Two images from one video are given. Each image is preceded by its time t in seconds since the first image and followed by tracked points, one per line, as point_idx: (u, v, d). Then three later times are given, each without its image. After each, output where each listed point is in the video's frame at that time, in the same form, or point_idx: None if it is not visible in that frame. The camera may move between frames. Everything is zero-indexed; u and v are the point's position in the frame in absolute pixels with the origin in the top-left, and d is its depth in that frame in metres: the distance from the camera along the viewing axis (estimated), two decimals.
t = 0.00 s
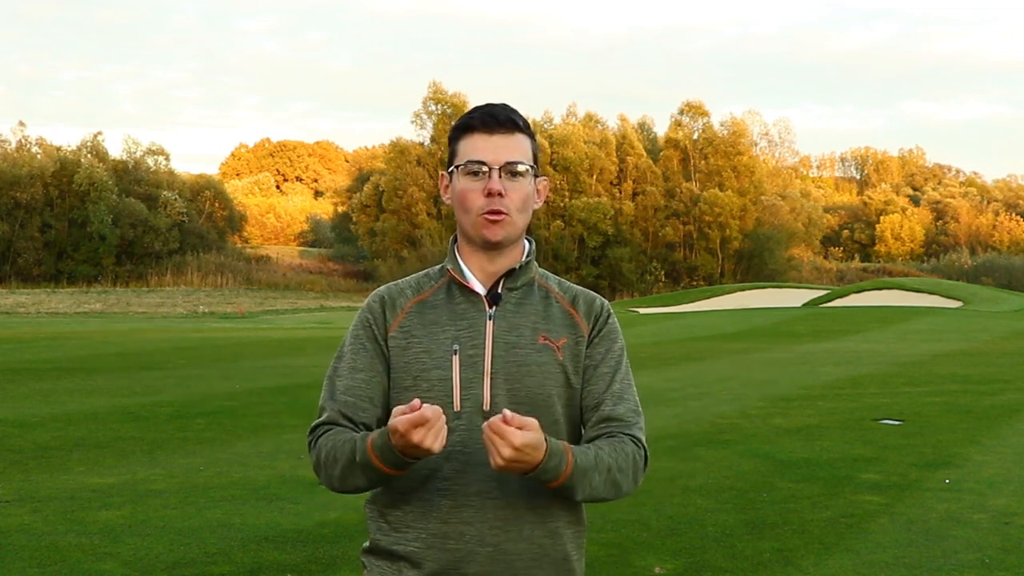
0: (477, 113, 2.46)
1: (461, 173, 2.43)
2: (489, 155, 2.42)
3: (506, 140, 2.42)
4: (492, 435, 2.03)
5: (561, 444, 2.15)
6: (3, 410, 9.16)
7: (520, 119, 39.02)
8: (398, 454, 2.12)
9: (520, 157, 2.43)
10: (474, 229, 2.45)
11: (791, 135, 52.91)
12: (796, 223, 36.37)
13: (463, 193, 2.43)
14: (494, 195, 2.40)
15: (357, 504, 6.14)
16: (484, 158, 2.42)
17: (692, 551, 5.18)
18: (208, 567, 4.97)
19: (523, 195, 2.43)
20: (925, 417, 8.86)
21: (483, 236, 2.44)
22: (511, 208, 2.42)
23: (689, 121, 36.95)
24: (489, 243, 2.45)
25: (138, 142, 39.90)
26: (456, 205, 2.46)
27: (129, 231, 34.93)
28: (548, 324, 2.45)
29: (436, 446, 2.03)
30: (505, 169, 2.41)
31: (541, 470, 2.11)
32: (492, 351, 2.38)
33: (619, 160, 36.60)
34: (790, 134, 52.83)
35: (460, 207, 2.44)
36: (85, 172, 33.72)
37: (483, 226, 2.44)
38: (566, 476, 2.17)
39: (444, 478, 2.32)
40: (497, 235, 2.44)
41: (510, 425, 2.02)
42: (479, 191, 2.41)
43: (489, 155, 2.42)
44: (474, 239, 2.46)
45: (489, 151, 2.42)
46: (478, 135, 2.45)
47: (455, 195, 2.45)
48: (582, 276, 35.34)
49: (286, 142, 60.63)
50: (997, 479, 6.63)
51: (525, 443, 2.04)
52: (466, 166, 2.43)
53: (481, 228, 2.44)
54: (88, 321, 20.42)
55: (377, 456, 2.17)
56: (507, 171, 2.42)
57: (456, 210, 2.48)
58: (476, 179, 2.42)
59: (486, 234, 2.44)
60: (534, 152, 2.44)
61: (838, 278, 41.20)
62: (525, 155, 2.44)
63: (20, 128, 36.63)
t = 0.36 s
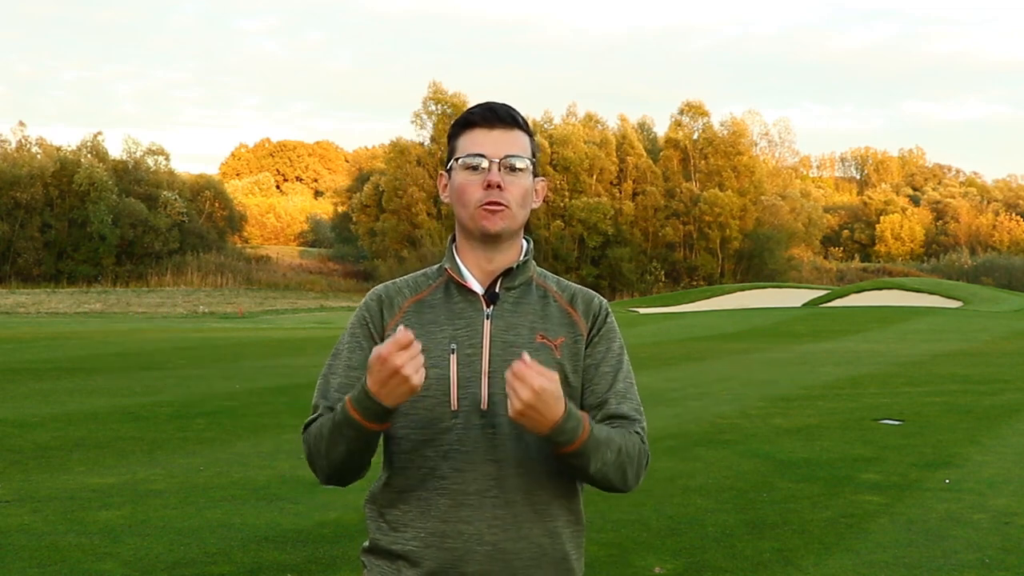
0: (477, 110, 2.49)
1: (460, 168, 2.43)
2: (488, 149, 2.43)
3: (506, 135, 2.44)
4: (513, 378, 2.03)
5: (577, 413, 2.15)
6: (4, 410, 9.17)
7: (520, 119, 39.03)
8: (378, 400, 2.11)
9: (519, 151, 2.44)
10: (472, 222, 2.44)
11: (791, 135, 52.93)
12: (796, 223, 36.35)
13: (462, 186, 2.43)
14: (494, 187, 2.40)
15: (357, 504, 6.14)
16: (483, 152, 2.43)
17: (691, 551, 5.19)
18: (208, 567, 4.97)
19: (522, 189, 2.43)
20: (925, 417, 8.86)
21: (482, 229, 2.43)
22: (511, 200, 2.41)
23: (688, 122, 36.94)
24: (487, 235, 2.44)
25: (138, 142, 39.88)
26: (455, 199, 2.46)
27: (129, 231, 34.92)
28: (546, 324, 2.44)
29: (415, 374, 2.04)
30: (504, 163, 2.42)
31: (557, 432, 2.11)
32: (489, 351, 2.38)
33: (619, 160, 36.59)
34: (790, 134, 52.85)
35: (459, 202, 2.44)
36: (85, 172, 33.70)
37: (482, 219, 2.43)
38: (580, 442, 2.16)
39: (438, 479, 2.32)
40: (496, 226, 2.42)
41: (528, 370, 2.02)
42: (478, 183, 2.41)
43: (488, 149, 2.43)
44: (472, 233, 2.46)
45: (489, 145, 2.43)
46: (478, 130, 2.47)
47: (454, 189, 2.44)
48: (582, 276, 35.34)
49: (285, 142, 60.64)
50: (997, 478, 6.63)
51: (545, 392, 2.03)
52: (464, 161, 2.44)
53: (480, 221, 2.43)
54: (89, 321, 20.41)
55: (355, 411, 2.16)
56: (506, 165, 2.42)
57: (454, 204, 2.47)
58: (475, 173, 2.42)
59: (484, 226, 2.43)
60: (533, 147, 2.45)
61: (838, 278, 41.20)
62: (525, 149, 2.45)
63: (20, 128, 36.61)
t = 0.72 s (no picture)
0: (474, 113, 2.47)
1: (461, 172, 2.43)
2: (489, 153, 2.42)
3: (506, 138, 2.43)
4: (506, 455, 2.06)
5: (572, 464, 2.19)
6: (4, 410, 9.17)
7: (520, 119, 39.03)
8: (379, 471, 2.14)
9: (520, 155, 2.44)
10: (475, 228, 2.44)
11: (791, 135, 52.93)
12: (796, 223, 36.35)
13: (464, 191, 2.42)
14: (494, 192, 2.40)
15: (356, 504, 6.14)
16: (484, 155, 2.42)
17: (691, 551, 5.18)
18: (208, 567, 4.96)
19: (523, 192, 2.43)
20: (925, 417, 8.85)
21: (484, 234, 2.44)
22: (512, 205, 2.41)
23: (689, 122, 36.93)
24: (490, 241, 2.44)
25: (138, 142, 39.86)
26: (456, 205, 2.46)
27: (130, 231, 34.92)
28: (550, 325, 2.44)
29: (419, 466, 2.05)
30: (504, 167, 2.42)
31: (554, 489, 2.15)
32: (494, 352, 2.37)
33: (619, 160, 36.57)
34: (791, 134, 52.86)
35: (461, 206, 2.44)
36: (85, 172, 33.69)
37: (484, 224, 2.43)
38: (576, 494, 2.21)
39: (443, 481, 2.31)
40: (498, 233, 2.43)
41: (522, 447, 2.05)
42: (479, 188, 2.41)
43: (489, 153, 2.42)
44: (474, 238, 2.46)
45: (488, 149, 2.42)
46: (477, 134, 2.45)
47: (455, 194, 2.44)
48: (582, 276, 35.30)
49: (285, 142, 60.63)
50: (997, 479, 6.62)
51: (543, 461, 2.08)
52: (465, 165, 2.43)
53: (483, 227, 2.43)
54: (88, 322, 20.40)
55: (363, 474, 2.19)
56: (507, 168, 2.42)
57: (456, 209, 2.47)
58: (477, 177, 2.42)
59: (485, 232, 2.43)
60: (534, 149, 2.45)
61: (838, 278, 41.19)
62: (524, 153, 2.45)
63: (20, 128, 36.60)
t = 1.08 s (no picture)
0: (482, 114, 2.46)
1: (469, 174, 2.41)
2: (496, 154, 2.41)
3: (513, 138, 2.41)
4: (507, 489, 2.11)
5: (575, 481, 2.23)
6: (4, 410, 9.17)
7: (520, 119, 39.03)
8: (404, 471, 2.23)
9: (529, 154, 2.42)
10: (484, 228, 2.43)
11: (791, 135, 52.94)
12: (796, 222, 36.35)
13: (473, 192, 2.41)
14: (503, 193, 2.39)
15: (356, 504, 6.14)
16: (492, 157, 2.40)
17: (691, 551, 5.18)
18: (208, 567, 4.96)
19: (532, 190, 2.42)
20: (925, 417, 8.85)
21: (493, 235, 2.43)
22: (522, 205, 2.40)
23: (688, 122, 36.93)
24: (499, 241, 2.43)
25: (137, 142, 39.85)
26: (466, 205, 2.44)
27: (129, 231, 34.90)
28: (559, 326, 2.43)
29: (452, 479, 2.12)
30: (513, 167, 2.40)
31: (559, 508, 2.20)
32: (501, 354, 2.37)
33: (619, 160, 36.57)
34: (791, 134, 52.87)
35: (470, 207, 2.42)
36: (85, 172, 33.66)
37: (492, 225, 2.42)
38: (582, 510, 2.24)
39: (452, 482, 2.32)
40: (508, 232, 2.42)
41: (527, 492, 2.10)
42: (487, 189, 2.40)
43: (496, 154, 2.41)
44: (484, 239, 2.45)
45: (496, 150, 2.41)
46: (485, 135, 2.44)
47: (464, 194, 2.43)
48: (582, 276, 35.26)
49: (285, 142, 60.63)
50: (997, 479, 6.62)
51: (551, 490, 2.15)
52: (473, 167, 2.41)
53: (491, 227, 2.42)
54: (88, 322, 20.39)
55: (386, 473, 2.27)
56: (515, 169, 2.40)
57: (465, 209, 2.46)
58: (485, 178, 2.41)
59: (496, 232, 2.42)
60: (542, 149, 2.43)
61: (838, 278, 41.19)
62: (533, 152, 2.44)
63: (20, 128, 36.58)
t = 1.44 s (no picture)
0: (493, 114, 2.47)
1: (475, 173, 2.43)
2: (504, 154, 2.42)
3: (521, 141, 2.43)
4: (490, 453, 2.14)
5: (539, 450, 2.23)
6: (4, 410, 9.17)
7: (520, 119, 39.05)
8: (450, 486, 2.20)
9: (535, 158, 2.44)
10: (486, 226, 2.44)
11: (791, 135, 52.99)
12: (796, 223, 36.37)
13: (478, 191, 2.43)
14: (508, 193, 2.40)
15: (357, 504, 6.14)
16: (499, 157, 2.42)
17: (691, 551, 5.19)
18: (208, 566, 4.97)
19: (537, 193, 2.43)
20: (925, 417, 8.85)
21: (494, 233, 2.44)
22: (526, 206, 2.42)
23: (689, 122, 36.94)
24: (501, 239, 2.44)
25: (137, 142, 39.84)
26: (470, 203, 2.46)
27: (130, 231, 34.90)
28: (557, 324, 2.44)
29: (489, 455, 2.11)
30: (519, 168, 2.42)
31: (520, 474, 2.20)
32: (502, 350, 2.38)
33: (619, 160, 36.57)
34: (791, 134, 52.92)
35: (475, 205, 2.44)
36: (85, 172, 33.65)
37: (494, 223, 2.43)
38: (545, 478, 2.23)
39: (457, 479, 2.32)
40: (509, 231, 2.43)
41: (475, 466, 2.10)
42: (493, 188, 2.41)
43: (504, 155, 2.42)
44: (486, 236, 2.45)
45: (505, 150, 2.42)
46: (494, 135, 2.44)
47: (470, 192, 2.44)
48: (582, 276, 35.22)
49: (285, 142, 60.62)
50: (997, 479, 6.62)
51: (521, 456, 2.15)
52: (481, 166, 2.42)
53: (494, 224, 2.43)
54: (88, 322, 20.41)
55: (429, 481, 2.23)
56: (521, 170, 2.42)
57: (470, 208, 2.47)
58: (491, 178, 2.42)
59: (497, 230, 2.43)
60: (549, 152, 2.44)
61: (838, 278, 41.20)
62: (540, 155, 2.45)
63: (20, 128, 36.59)
